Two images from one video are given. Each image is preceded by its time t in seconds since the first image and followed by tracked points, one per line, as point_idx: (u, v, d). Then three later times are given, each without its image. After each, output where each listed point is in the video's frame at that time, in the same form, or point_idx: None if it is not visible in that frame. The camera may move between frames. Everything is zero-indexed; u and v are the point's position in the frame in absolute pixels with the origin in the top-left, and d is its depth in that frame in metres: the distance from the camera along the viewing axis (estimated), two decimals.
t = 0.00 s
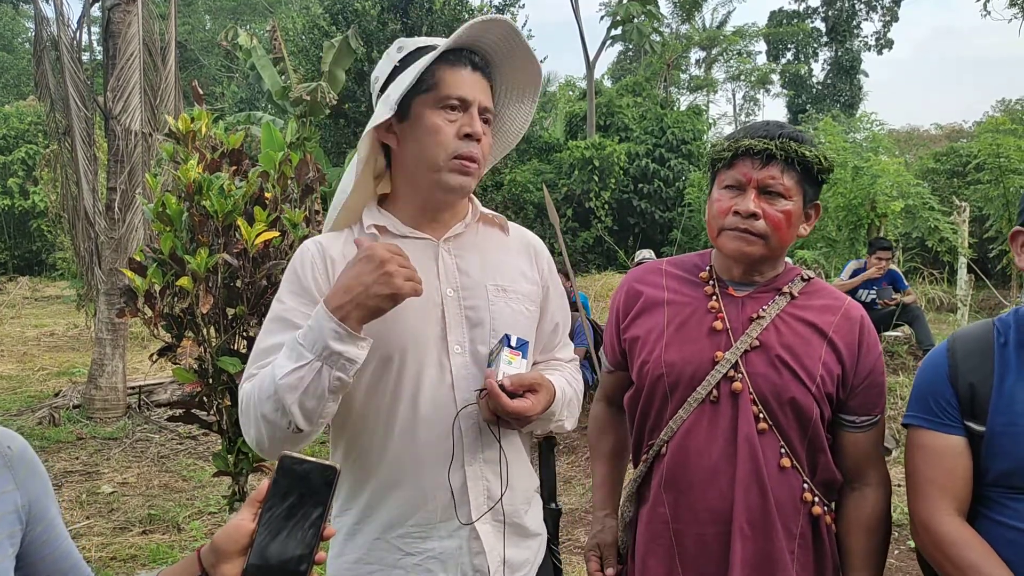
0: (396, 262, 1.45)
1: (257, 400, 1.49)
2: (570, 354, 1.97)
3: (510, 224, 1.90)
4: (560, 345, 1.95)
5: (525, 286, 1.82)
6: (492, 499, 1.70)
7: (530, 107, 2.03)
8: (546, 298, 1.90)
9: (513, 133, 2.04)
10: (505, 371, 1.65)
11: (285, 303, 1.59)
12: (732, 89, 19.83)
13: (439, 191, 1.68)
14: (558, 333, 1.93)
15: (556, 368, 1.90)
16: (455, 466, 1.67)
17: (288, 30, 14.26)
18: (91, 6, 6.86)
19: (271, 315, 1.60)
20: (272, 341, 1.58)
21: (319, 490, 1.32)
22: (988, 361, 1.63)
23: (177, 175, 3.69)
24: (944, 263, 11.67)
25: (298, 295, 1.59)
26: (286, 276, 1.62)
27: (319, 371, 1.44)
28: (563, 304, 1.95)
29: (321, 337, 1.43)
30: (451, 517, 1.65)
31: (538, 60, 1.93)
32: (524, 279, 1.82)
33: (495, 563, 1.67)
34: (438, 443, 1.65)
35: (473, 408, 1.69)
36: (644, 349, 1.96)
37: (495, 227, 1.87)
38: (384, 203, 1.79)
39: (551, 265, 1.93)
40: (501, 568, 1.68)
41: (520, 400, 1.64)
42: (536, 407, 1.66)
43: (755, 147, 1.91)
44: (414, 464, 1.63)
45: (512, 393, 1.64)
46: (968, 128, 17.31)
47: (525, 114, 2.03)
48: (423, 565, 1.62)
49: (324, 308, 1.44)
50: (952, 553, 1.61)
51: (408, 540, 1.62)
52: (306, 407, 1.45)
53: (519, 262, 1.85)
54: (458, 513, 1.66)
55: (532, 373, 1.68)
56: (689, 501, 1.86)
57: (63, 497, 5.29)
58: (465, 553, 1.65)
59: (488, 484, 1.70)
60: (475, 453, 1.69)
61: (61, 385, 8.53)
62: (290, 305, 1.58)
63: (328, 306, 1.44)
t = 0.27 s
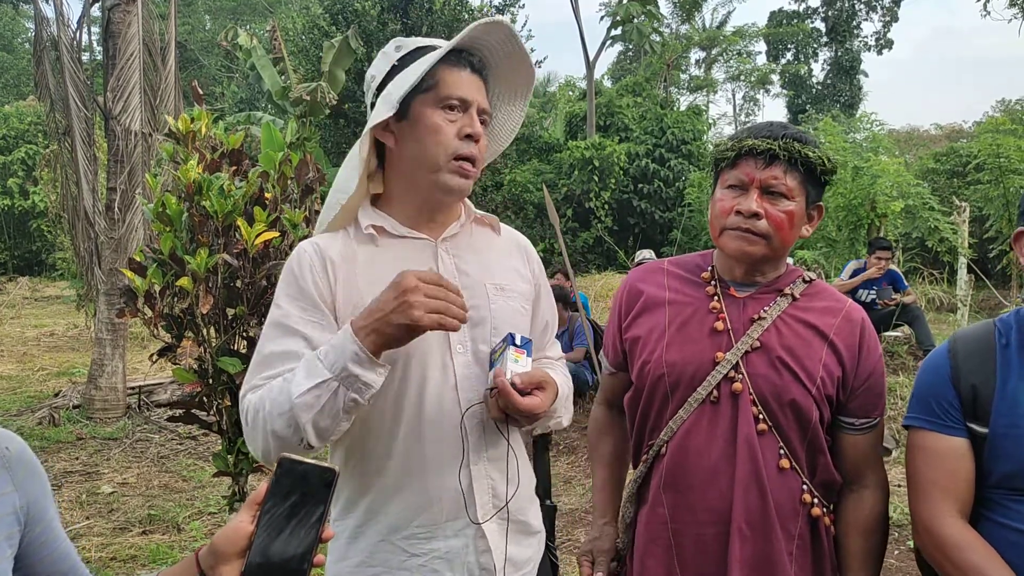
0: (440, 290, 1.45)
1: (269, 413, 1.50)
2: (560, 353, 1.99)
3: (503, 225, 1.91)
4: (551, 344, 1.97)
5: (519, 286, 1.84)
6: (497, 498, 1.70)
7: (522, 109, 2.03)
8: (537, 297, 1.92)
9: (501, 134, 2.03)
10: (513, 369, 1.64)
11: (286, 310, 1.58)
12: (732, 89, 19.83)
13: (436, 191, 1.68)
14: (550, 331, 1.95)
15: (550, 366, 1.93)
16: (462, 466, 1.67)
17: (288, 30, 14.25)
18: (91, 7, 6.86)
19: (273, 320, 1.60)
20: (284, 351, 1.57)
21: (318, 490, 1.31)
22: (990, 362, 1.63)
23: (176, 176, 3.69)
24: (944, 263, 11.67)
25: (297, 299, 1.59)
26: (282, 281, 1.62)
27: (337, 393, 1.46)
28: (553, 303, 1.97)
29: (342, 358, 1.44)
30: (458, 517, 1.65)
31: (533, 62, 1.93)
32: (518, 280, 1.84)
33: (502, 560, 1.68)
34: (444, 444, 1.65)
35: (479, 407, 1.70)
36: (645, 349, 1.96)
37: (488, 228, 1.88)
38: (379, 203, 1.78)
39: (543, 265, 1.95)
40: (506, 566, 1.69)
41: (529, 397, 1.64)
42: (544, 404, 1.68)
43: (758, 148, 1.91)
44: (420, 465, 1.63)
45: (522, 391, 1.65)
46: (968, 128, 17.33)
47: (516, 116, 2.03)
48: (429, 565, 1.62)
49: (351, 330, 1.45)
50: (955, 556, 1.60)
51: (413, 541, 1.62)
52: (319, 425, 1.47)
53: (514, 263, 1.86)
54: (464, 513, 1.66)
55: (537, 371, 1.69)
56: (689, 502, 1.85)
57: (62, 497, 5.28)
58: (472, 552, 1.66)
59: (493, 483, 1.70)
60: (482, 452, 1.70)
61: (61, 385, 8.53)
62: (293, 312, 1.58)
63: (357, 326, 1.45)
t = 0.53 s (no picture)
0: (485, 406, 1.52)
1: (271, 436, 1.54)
2: (556, 354, 1.99)
3: (499, 227, 1.92)
4: (547, 345, 1.98)
5: (516, 287, 1.84)
6: (497, 500, 1.70)
7: (523, 102, 2.02)
8: (534, 297, 1.93)
9: (505, 129, 2.03)
10: (511, 372, 1.63)
11: (284, 320, 1.58)
12: (732, 90, 19.84)
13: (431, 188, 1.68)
14: (546, 332, 1.96)
15: (546, 368, 1.92)
16: (461, 468, 1.67)
17: (288, 30, 14.24)
18: (91, 7, 6.86)
19: (269, 332, 1.60)
20: (285, 372, 1.58)
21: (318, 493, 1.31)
22: (992, 363, 1.63)
23: (176, 176, 3.69)
24: (945, 263, 11.67)
25: (293, 307, 1.58)
26: (277, 285, 1.61)
27: (349, 445, 1.51)
28: (548, 304, 1.98)
29: (363, 423, 1.49)
30: (459, 519, 1.65)
31: (525, 51, 1.91)
32: (515, 280, 1.85)
33: (503, 562, 1.68)
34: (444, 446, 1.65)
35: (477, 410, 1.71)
36: (645, 350, 1.96)
37: (485, 230, 1.90)
38: (377, 203, 1.79)
39: (539, 266, 1.96)
40: (505, 568, 1.69)
41: (527, 401, 1.63)
42: (542, 408, 1.66)
43: (758, 148, 1.91)
44: (420, 468, 1.63)
45: (519, 394, 1.63)
46: (968, 128, 17.33)
47: (518, 109, 2.02)
48: (429, 568, 1.62)
49: (382, 402, 1.50)
50: (957, 557, 1.60)
51: (414, 543, 1.62)
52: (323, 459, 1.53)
53: (511, 264, 1.87)
54: (463, 515, 1.66)
55: (536, 375, 1.67)
56: (689, 502, 1.85)
57: (63, 497, 5.29)
58: (471, 554, 1.66)
59: (493, 485, 1.70)
60: (482, 455, 1.70)
61: (61, 385, 8.53)
62: (291, 325, 1.58)
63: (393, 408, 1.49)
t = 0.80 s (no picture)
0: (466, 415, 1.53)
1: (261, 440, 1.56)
2: (557, 354, 2.00)
3: (499, 227, 1.92)
4: (547, 345, 1.98)
5: (515, 288, 1.84)
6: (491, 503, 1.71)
7: (520, 101, 2.02)
8: (534, 298, 1.93)
9: (503, 129, 2.02)
10: (499, 376, 1.65)
11: (277, 324, 1.59)
12: (732, 90, 19.84)
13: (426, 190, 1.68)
14: (546, 333, 1.96)
15: (544, 369, 1.93)
16: (454, 470, 1.67)
17: (288, 30, 14.23)
18: (91, 7, 6.86)
19: (264, 336, 1.61)
20: (276, 376, 1.60)
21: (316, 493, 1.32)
22: (992, 364, 1.63)
23: (177, 176, 3.70)
24: (945, 264, 11.68)
25: (286, 312, 1.59)
26: (274, 288, 1.62)
27: (338, 455, 1.54)
28: (549, 305, 1.98)
29: (350, 438, 1.51)
30: (452, 522, 1.65)
31: (519, 50, 1.91)
32: (514, 282, 1.85)
33: (496, 565, 1.68)
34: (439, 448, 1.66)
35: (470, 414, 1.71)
36: (644, 352, 1.96)
37: (485, 230, 1.90)
38: (375, 207, 1.79)
39: (539, 267, 1.96)
40: (500, 571, 1.69)
41: (515, 404, 1.64)
42: (531, 410, 1.67)
43: (756, 149, 1.91)
44: (415, 471, 1.63)
45: (507, 397, 1.66)
46: (968, 128, 17.34)
47: (516, 108, 2.02)
48: (423, 571, 1.62)
49: (366, 417, 1.51)
50: (960, 557, 1.60)
51: (408, 546, 1.62)
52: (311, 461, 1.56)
53: (510, 265, 1.87)
54: (457, 519, 1.66)
55: (525, 378, 1.69)
56: (690, 502, 1.86)
57: (62, 497, 5.29)
58: (465, 557, 1.66)
59: (487, 487, 1.71)
60: (475, 457, 1.70)
61: (61, 386, 8.53)
62: (285, 329, 1.59)
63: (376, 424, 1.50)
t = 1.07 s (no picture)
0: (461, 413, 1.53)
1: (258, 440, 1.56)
2: (556, 353, 2.00)
3: (498, 227, 1.92)
4: (546, 344, 1.98)
5: (513, 289, 1.84)
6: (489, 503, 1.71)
7: (516, 104, 2.03)
8: (533, 298, 1.93)
9: (499, 131, 2.03)
10: (495, 377, 1.65)
11: (276, 324, 1.59)
12: (732, 90, 19.85)
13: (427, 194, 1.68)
14: (544, 333, 1.96)
15: (543, 369, 1.93)
16: (452, 471, 1.67)
17: (288, 30, 14.22)
18: (91, 7, 6.86)
19: (263, 337, 1.61)
20: (274, 376, 1.60)
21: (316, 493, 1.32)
22: (993, 362, 1.63)
23: (177, 176, 3.70)
24: (944, 264, 11.68)
25: (284, 313, 1.59)
26: (273, 289, 1.62)
27: (334, 456, 1.54)
28: (548, 305, 1.98)
29: (346, 439, 1.51)
30: (451, 522, 1.65)
31: (520, 54, 1.91)
32: (513, 283, 1.84)
33: (495, 564, 1.68)
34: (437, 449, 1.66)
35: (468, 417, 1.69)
36: (643, 352, 1.96)
37: (484, 231, 1.90)
38: (375, 207, 1.79)
39: (537, 268, 1.96)
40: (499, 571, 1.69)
41: (510, 405, 1.65)
42: (526, 411, 1.67)
43: (756, 148, 1.90)
44: (413, 471, 1.63)
45: (502, 399, 1.65)
46: (968, 129, 17.34)
47: (512, 111, 2.03)
48: (422, 571, 1.62)
49: (361, 419, 1.51)
50: (961, 558, 1.60)
51: (407, 546, 1.62)
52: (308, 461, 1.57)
53: (510, 266, 1.87)
54: (456, 519, 1.66)
55: (522, 379, 1.69)
56: (689, 502, 1.86)
57: (62, 497, 5.29)
58: (464, 557, 1.66)
59: (485, 487, 1.71)
60: (473, 458, 1.70)
61: (61, 386, 8.54)
62: (283, 329, 1.59)
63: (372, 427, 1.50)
